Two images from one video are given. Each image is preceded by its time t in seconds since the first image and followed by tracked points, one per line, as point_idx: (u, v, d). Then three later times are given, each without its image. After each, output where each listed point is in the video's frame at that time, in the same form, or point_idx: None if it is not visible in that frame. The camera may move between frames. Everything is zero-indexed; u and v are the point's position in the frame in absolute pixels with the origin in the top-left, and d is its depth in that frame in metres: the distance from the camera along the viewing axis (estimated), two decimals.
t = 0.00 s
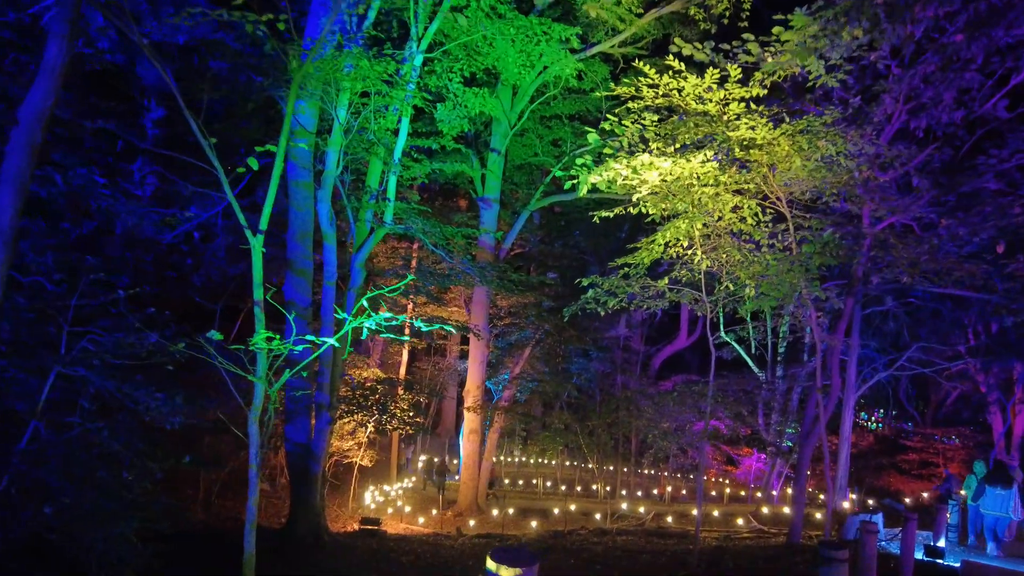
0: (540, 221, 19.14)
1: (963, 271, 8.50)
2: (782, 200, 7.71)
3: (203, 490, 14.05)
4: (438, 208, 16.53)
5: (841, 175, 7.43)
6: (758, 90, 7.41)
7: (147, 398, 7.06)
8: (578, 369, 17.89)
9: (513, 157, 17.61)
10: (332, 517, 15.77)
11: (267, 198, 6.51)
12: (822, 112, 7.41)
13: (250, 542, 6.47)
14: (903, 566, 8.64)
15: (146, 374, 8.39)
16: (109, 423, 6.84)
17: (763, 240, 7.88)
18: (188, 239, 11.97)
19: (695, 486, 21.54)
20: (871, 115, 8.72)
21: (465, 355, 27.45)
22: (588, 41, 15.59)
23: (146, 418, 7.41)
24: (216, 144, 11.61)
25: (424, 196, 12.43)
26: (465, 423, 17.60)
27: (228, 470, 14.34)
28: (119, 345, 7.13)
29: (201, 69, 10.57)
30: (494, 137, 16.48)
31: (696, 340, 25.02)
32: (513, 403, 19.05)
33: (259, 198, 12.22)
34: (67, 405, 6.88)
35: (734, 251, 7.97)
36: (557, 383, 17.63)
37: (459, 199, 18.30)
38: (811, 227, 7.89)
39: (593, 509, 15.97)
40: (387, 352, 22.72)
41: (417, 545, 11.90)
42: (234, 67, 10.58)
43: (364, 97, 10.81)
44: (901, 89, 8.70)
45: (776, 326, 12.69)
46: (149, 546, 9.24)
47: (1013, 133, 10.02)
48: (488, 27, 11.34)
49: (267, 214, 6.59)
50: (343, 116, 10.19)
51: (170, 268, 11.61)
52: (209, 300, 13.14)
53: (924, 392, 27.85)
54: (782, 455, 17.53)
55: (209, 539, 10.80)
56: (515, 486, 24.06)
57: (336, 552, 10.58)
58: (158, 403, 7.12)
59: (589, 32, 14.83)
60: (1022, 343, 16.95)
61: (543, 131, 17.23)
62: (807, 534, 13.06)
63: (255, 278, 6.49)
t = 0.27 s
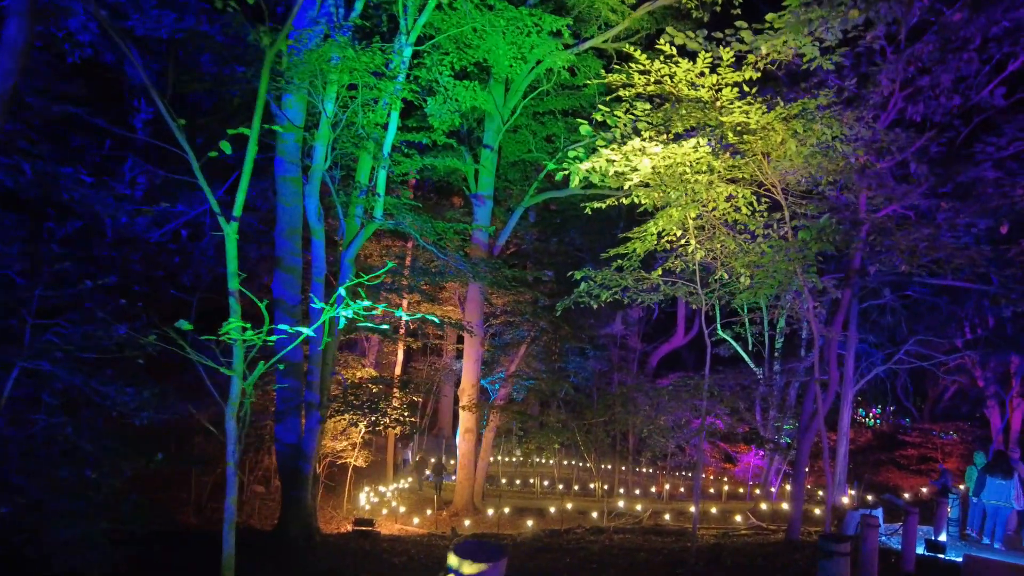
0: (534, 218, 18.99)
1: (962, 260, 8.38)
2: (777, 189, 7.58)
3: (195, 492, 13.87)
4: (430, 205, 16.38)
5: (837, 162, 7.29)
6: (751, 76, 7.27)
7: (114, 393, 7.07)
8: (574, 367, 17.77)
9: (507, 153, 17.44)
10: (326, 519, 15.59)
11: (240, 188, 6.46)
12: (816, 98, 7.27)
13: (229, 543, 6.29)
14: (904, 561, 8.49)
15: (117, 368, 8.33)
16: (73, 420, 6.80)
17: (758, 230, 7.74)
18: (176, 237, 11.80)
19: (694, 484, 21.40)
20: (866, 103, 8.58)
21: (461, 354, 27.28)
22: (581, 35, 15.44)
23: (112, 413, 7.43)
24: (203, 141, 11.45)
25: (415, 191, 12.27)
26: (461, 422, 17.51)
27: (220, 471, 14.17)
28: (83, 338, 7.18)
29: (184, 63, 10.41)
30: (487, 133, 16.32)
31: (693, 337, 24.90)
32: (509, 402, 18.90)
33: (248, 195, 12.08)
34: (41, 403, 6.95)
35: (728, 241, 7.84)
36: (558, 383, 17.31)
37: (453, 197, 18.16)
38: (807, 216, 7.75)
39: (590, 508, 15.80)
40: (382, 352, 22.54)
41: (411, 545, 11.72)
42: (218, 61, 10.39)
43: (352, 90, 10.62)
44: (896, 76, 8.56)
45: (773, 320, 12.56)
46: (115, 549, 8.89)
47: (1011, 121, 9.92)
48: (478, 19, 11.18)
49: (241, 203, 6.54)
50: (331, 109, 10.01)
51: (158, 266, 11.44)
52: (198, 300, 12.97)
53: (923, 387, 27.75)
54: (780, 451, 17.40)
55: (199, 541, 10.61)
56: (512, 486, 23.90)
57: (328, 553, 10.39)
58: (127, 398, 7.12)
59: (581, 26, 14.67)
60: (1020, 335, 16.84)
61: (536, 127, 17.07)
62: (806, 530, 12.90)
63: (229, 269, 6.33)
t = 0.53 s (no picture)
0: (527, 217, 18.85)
1: (957, 255, 8.29)
2: (769, 184, 7.48)
3: (182, 495, 13.69)
4: (421, 204, 16.22)
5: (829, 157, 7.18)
6: (742, 69, 7.16)
7: (80, 395, 7.30)
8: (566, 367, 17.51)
9: (498, 152, 17.29)
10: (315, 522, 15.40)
11: (212, 178, 6.07)
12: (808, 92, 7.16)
13: (204, 549, 6.05)
14: (898, 561, 8.39)
15: (87, 370, 8.50)
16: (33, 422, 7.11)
17: (749, 226, 7.62)
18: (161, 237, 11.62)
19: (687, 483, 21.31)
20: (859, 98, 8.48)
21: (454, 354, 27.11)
22: (572, 32, 15.29)
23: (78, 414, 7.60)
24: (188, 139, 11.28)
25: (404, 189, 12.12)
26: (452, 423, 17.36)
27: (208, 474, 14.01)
28: (47, 338, 7.40)
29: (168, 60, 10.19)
30: (478, 131, 16.17)
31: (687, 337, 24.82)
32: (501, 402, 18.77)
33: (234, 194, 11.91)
34: (9, 402, 6.96)
35: (719, 237, 7.73)
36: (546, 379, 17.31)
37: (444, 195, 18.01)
38: (799, 212, 7.64)
39: (583, 508, 15.67)
40: (374, 353, 22.37)
41: (401, 548, 11.56)
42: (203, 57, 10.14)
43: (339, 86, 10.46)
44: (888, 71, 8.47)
45: (767, 319, 12.47)
46: (82, 551, 8.75)
47: (1005, 116, 9.86)
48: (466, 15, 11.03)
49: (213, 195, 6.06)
50: (317, 106, 9.84)
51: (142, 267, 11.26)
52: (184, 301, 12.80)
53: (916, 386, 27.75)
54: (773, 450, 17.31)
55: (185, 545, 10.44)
56: (505, 487, 23.76)
57: (316, 555, 10.23)
58: (94, 400, 7.43)
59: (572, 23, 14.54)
60: (1013, 333, 16.79)
61: (528, 124, 16.92)
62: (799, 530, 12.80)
63: (200, 266, 5.93)
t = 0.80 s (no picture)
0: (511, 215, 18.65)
1: (938, 251, 8.28)
2: (751, 179, 7.38)
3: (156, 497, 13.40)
4: (402, 200, 16.03)
5: (812, 151, 7.10)
6: (725, 62, 7.06)
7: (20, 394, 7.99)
8: (551, 367, 17.17)
9: (481, 148, 17.13)
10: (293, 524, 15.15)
11: (171, 165, 5.52)
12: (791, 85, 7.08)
13: (164, 556, 5.67)
14: (881, 559, 8.34)
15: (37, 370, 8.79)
16: None
17: (732, 221, 7.53)
18: (134, 233, 11.37)
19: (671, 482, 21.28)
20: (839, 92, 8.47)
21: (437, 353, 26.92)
22: (555, 29, 15.18)
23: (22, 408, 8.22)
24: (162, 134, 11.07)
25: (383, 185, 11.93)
26: (433, 423, 17.28)
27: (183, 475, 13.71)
28: None
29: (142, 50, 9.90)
30: (460, 127, 16.01)
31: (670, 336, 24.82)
32: (484, 402, 18.62)
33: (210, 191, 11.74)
34: None
35: (701, 233, 7.63)
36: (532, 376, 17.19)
37: (426, 193, 17.82)
38: (781, 207, 7.56)
39: (565, 508, 15.54)
40: (355, 352, 22.11)
41: (381, 550, 11.35)
42: (179, 51, 9.89)
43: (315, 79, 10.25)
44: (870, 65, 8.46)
45: (750, 317, 12.43)
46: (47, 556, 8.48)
47: (986, 113, 9.90)
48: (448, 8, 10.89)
49: (171, 184, 5.52)
50: (293, 98, 9.63)
51: (115, 263, 11.00)
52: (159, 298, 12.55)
53: (897, 384, 27.97)
54: (756, 448, 17.31)
55: (157, 551, 10.18)
56: (488, 487, 23.59)
57: (292, 558, 10.01)
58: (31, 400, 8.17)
59: (556, 19, 14.44)
60: (992, 331, 16.91)
61: (511, 121, 16.78)
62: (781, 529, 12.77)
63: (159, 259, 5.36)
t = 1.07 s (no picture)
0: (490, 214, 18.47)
1: (916, 248, 8.26)
2: (728, 174, 7.29)
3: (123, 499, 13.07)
4: (378, 198, 15.81)
5: (789, 146, 7.03)
6: (702, 55, 6.97)
7: None
8: (533, 367, 16.57)
9: (460, 146, 16.93)
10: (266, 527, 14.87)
11: (116, 153, 4.91)
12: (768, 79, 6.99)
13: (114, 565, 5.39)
14: (857, 558, 8.28)
15: None
16: None
17: (709, 217, 7.44)
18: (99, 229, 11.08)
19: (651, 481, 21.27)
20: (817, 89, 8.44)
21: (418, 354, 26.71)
22: (534, 25, 15.02)
23: None
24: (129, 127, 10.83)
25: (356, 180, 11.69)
26: (410, 423, 17.26)
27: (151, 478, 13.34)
28: None
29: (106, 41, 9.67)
30: (438, 124, 15.81)
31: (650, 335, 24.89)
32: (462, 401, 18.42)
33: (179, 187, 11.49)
34: None
35: (678, 229, 7.53)
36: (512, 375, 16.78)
37: (404, 189, 17.56)
38: (758, 203, 7.48)
39: (543, 508, 15.40)
40: (333, 352, 21.85)
41: (355, 554, 11.09)
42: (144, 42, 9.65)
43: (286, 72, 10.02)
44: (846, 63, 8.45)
45: (729, 315, 12.38)
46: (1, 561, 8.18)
47: (962, 111, 9.93)
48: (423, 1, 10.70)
49: (117, 170, 4.90)
50: (262, 91, 9.37)
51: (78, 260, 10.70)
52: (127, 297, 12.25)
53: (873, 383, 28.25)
54: (735, 447, 17.34)
55: (120, 556, 9.87)
56: (468, 488, 23.41)
57: (261, 563, 9.73)
58: None
59: (534, 14, 14.29)
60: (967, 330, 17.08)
61: (490, 118, 16.60)
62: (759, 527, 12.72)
63: (102, 251, 4.77)
